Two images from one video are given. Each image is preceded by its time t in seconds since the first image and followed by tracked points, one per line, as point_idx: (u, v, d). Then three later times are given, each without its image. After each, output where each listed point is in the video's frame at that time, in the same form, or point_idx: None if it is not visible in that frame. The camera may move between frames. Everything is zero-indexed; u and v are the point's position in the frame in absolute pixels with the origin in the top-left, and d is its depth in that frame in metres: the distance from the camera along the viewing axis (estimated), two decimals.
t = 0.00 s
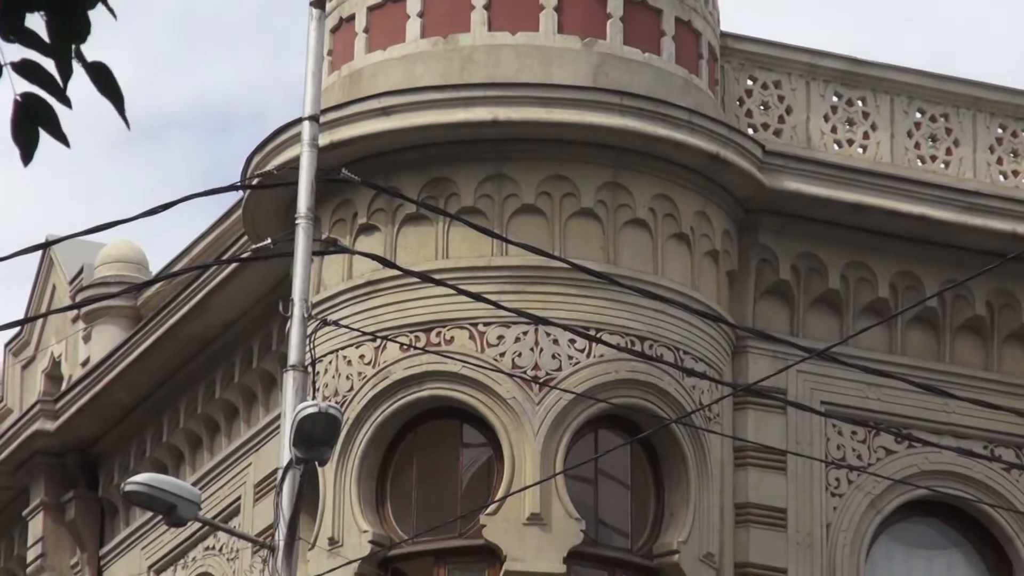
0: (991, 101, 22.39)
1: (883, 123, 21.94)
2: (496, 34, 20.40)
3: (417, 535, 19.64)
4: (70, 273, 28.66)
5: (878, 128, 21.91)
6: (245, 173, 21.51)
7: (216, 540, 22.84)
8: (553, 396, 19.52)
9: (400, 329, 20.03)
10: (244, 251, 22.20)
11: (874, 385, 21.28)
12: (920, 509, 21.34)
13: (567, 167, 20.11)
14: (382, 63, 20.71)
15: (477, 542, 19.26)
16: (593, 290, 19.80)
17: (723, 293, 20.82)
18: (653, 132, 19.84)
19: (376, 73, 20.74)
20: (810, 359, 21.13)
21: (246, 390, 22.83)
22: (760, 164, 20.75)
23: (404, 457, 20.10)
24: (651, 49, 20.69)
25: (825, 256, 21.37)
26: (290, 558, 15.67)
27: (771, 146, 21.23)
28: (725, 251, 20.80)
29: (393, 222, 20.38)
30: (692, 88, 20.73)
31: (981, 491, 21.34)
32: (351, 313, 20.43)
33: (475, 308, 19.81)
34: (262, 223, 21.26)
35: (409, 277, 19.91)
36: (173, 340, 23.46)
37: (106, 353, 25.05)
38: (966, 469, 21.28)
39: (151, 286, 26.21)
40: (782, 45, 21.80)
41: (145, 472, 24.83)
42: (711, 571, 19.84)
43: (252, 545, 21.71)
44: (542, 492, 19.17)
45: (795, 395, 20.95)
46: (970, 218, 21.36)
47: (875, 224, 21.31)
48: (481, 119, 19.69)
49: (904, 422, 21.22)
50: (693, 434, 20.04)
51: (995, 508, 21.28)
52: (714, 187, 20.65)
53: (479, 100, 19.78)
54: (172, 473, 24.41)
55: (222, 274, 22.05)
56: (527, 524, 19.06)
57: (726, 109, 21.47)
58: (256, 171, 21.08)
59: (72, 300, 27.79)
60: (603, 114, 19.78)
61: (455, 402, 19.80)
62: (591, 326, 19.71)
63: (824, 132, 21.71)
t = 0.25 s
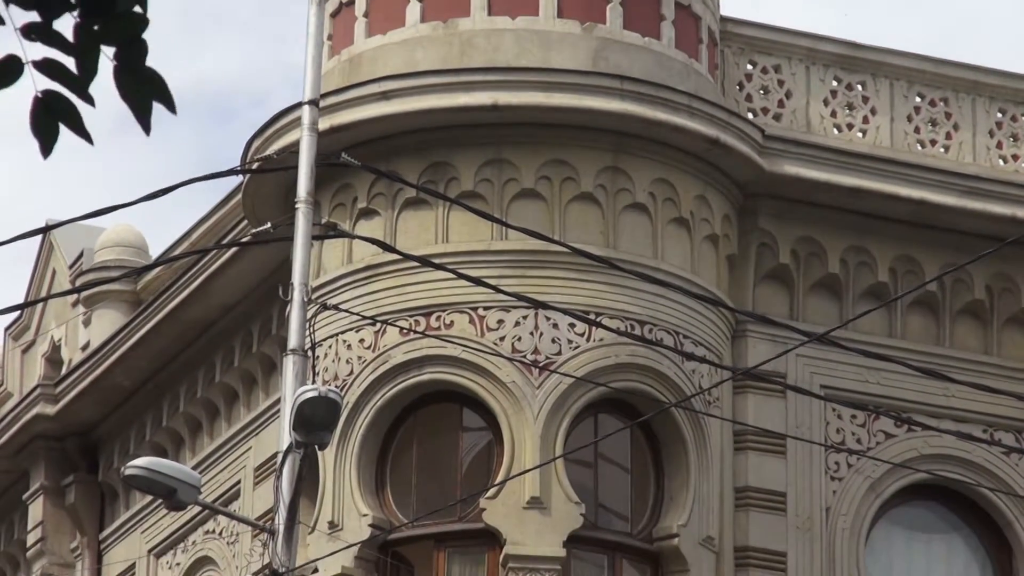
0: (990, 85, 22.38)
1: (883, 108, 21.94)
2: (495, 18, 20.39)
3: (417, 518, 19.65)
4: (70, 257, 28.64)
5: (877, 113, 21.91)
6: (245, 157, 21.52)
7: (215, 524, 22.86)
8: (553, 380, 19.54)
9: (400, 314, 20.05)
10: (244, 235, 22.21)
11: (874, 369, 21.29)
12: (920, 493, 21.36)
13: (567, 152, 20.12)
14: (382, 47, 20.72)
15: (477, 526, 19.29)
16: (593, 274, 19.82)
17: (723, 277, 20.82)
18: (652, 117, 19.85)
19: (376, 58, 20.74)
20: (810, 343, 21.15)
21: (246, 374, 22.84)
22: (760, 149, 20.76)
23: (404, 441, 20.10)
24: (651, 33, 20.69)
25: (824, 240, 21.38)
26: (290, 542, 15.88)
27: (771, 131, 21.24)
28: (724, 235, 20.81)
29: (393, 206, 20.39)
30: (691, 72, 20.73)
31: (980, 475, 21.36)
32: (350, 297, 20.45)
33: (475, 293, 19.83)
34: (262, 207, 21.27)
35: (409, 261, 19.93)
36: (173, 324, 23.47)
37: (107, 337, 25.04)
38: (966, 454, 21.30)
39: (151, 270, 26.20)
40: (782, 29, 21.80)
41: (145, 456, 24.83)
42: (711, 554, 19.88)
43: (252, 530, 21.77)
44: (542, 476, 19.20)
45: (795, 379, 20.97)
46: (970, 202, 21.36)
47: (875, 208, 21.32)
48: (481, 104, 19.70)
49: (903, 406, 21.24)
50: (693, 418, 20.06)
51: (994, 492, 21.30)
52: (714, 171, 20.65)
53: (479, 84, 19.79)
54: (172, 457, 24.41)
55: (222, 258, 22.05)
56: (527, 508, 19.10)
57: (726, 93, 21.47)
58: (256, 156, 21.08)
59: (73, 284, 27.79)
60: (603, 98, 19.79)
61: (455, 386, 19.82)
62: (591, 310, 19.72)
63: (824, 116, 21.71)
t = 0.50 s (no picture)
0: (991, 68, 22.34)
1: (883, 91, 21.92)
2: (496, 1, 20.38)
3: (417, 502, 19.65)
4: (70, 240, 28.61)
5: (878, 96, 21.89)
6: (246, 139, 21.50)
7: (216, 507, 22.86)
8: (553, 363, 19.55)
9: (400, 297, 20.05)
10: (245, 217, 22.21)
11: (874, 353, 21.27)
12: (920, 476, 21.36)
13: (567, 134, 20.11)
14: (382, 30, 20.69)
15: (477, 510, 19.31)
16: (593, 257, 19.82)
17: (724, 259, 20.81)
18: (652, 100, 19.84)
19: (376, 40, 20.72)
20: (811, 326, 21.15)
21: (246, 357, 22.84)
22: (760, 131, 20.75)
23: (405, 424, 20.08)
24: (651, 16, 20.67)
25: (824, 223, 21.36)
26: (289, 525, 15.99)
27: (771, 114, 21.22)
28: (724, 218, 20.79)
29: (393, 189, 20.37)
30: (692, 55, 20.70)
31: (980, 458, 21.35)
32: (350, 281, 20.44)
33: (475, 276, 19.83)
34: (263, 190, 21.25)
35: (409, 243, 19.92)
36: (174, 307, 23.45)
37: (108, 320, 24.98)
38: (966, 437, 21.30)
39: (151, 253, 26.14)
40: (782, 12, 21.79)
41: (145, 439, 24.79)
42: (711, 537, 19.89)
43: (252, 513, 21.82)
44: (542, 460, 19.22)
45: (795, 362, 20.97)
46: (970, 184, 21.35)
47: (875, 191, 21.30)
48: (481, 86, 19.70)
49: (904, 389, 21.23)
50: (693, 401, 20.06)
51: (994, 475, 21.29)
52: (715, 154, 20.64)
53: (479, 67, 19.78)
54: (172, 440, 24.39)
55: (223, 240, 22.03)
56: (527, 491, 19.12)
57: (727, 76, 21.45)
58: (256, 138, 21.07)
59: (73, 267, 27.76)
60: (602, 81, 19.79)
61: (455, 370, 19.82)
62: (591, 293, 19.73)
63: (824, 99, 21.69)
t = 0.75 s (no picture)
0: (992, 53, 22.30)
1: (884, 76, 21.90)
2: None
3: (418, 487, 19.66)
4: (72, 225, 28.58)
5: (879, 81, 21.88)
6: (246, 125, 21.50)
7: (216, 493, 22.88)
8: (554, 349, 19.57)
9: (401, 282, 20.05)
10: (245, 203, 22.21)
11: (875, 338, 21.27)
12: (922, 461, 21.35)
13: (568, 120, 20.10)
14: (383, 15, 20.68)
15: (478, 495, 19.32)
16: (594, 242, 19.83)
17: (725, 244, 20.81)
18: (653, 85, 19.84)
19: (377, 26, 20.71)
20: (812, 311, 21.14)
21: (247, 342, 22.85)
22: (761, 117, 20.75)
23: (406, 409, 20.08)
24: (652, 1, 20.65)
25: (825, 209, 21.36)
26: (291, 510, 16.05)
27: (772, 99, 21.22)
28: (725, 204, 20.78)
29: (394, 174, 20.37)
30: (693, 41, 20.67)
31: (982, 443, 21.34)
32: (351, 266, 20.44)
33: (477, 261, 19.84)
34: (263, 175, 21.25)
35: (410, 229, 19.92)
36: (175, 293, 23.45)
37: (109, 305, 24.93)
38: (967, 422, 21.31)
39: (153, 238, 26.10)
40: None
41: (145, 424, 24.75)
42: (712, 523, 19.90)
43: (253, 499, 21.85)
44: (543, 445, 19.23)
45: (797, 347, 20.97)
46: (972, 170, 21.34)
47: (876, 176, 21.30)
48: (482, 72, 19.70)
49: (905, 374, 21.24)
50: (695, 387, 20.06)
51: (996, 461, 21.28)
52: (716, 139, 20.63)
53: (480, 53, 19.78)
54: (173, 426, 24.37)
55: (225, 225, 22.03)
56: (529, 477, 19.14)
57: (727, 61, 21.43)
58: (257, 124, 21.06)
59: (73, 253, 27.74)
60: (603, 66, 19.79)
61: (456, 355, 19.82)
62: (592, 279, 19.74)
63: (824, 85, 21.69)
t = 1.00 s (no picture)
0: (993, 36, 22.28)
1: (885, 59, 21.90)
2: None
3: (418, 470, 19.69)
4: (72, 208, 28.56)
5: (879, 64, 21.87)
6: (247, 108, 21.50)
7: (217, 475, 22.90)
8: (555, 332, 19.60)
9: (402, 265, 20.04)
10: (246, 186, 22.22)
11: (875, 320, 21.26)
12: (922, 442, 21.33)
13: (569, 103, 20.10)
14: None
15: (478, 478, 19.38)
16: (594, 224, 19.84)
17: (726, 227, 20.81)
18: (654, 68, 19.85)
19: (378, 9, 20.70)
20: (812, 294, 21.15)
21: (248, 325, 22.86)
22: (762, 100, 20.77)
23: (406, 390, 20.08)
24: None
25: (826, 191, 21.35)
26: (291, 492, 16.13)
27: (773, 81, 21.22)
28: (726, 186, 20.78)
29: (395, 157, 20.37)
30: (693, 23, 20.61)
31: (982, 426, 21.33)
32: (352, 249, 20.40)
33: (478, 244, 19.85)
34: (264, 158, 21.25)
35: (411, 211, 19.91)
36: (176, 276, 23.45)
37: (110, 288, 24.89)
38: (967, 403, 21.30)
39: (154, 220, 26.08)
40: None
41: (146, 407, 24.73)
42: (712, 505, 19.92)
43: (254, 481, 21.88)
44: (544, 428, 19.29)
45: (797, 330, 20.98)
46: (972, 153, 21.34)
47: (877, 159, 21.30)
48: (482, 55, 19.71)
49: (904, 356, 21.25)
50: (696, 369, 20.08)
51: (996, 443, 21.29)
52: (716, 122, 20.63)
53: (481, 36, 19.79)
54: (173, 408, 24.35)
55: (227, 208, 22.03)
56: (529, 459, 19.19)
57: (728, 44, 21.36)
58: (258, 106, 21.06)
59: (74, 236, 27.72)
60: (603, 49, 19.80)
61: (457, 338, 19.84)
62: (592, 262, 19.77)
63: (825, 68, 21.68)
